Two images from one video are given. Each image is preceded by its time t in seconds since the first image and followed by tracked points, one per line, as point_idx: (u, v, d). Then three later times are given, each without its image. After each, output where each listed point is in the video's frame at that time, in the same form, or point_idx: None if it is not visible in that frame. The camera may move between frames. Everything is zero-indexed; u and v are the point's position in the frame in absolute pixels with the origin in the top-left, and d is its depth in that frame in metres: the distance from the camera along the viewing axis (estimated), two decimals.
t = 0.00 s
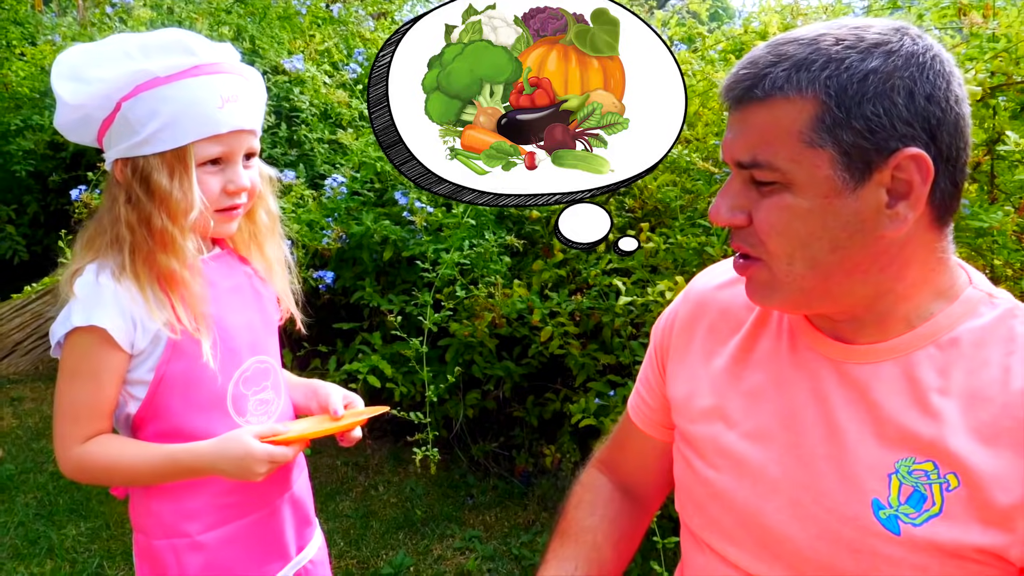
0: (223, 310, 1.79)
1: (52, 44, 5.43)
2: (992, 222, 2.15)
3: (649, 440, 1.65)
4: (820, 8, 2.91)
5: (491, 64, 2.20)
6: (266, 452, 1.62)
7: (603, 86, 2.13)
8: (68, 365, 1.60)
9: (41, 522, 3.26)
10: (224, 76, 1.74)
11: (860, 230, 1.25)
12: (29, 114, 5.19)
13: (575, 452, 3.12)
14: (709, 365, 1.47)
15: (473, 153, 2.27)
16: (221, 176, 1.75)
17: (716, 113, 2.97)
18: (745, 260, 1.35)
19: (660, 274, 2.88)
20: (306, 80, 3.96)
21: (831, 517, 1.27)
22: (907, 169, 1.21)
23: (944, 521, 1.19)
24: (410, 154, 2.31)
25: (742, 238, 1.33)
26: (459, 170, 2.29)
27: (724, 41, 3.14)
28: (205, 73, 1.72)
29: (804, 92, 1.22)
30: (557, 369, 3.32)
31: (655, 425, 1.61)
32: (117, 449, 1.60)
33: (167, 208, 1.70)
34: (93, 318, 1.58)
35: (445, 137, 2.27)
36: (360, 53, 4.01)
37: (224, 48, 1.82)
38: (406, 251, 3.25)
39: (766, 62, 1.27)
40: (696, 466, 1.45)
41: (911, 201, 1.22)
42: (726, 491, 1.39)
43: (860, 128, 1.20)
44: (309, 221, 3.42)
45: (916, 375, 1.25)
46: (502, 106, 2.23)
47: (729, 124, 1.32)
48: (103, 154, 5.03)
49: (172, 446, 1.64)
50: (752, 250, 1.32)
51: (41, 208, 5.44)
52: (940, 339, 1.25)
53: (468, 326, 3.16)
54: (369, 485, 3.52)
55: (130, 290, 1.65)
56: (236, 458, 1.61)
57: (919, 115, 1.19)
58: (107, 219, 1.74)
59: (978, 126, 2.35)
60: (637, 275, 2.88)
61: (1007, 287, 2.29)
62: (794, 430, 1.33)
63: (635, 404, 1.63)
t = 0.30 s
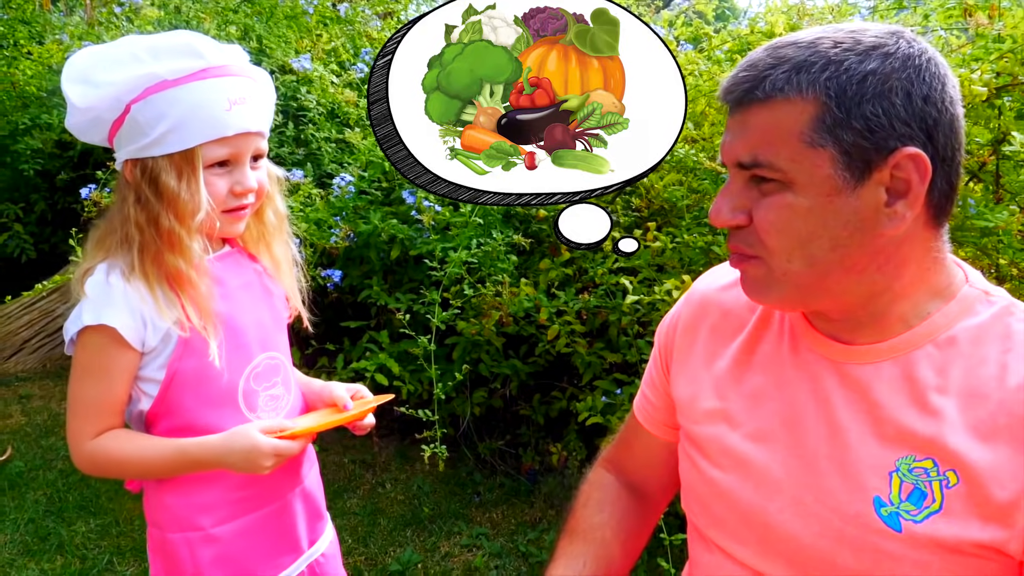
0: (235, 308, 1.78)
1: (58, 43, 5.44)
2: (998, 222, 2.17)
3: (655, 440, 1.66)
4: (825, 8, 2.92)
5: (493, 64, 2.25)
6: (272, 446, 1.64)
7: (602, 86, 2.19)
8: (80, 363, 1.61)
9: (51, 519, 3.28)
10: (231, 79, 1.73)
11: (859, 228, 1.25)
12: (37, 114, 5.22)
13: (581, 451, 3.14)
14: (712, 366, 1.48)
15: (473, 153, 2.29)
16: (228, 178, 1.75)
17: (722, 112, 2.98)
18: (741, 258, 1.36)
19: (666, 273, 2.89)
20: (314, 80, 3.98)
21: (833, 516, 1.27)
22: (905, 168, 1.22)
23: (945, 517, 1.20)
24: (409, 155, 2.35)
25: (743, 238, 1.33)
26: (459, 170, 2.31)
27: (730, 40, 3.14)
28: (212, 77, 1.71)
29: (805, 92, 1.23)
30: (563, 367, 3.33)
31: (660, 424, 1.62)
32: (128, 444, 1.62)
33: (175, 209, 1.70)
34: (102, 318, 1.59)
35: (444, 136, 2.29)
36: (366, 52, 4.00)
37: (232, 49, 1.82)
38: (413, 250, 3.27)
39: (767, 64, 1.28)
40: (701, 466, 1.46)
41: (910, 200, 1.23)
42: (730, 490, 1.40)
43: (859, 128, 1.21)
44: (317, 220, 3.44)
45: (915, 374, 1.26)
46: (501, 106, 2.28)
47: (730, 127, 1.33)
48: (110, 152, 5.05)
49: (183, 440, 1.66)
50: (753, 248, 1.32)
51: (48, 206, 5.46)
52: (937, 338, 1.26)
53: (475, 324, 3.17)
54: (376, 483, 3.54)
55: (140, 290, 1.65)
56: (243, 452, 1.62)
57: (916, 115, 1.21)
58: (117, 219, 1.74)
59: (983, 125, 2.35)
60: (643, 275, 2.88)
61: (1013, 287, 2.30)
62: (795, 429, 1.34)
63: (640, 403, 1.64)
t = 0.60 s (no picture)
0: (251, 304, 1.81)
1: (58, 43, 5.44)
2: (992, 223, 2.21)
3: (664, 418, 1.66)
4: (824, 14, 2.96)
5: (493, 65, 2.22)
6: (281, 440, 1.66)
7: (602, 87, 2.18)
8: (95, 358, 1.63)
9: (54, 519, 3.28)
10: (244, 80, 1.75)
11: (862, 223, 1.27)
12: (37, 113, 5.21)
13: (583, 450, 3.18)
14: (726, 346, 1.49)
15: (473, 153, 2.29)
16: (240, 177, 1.76)
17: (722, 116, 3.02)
18: (747, 267, 1.35)
19: (667, 274, 2.92)
20: (317, 81, 4.01)
21: (841, 495, 1.29)
22: (900, 162, 1.24)
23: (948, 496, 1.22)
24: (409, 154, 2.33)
25: (750, 245, 1.33)
26: (459, 170, 2.31)
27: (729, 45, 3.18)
28: (226, 78, 1.73)
29: (799, 98, 1.25)
30: (564, 367, 3.36)
31: (670, 403, 1.62)
32: (142, 437, 1.64)
33: (188, 209, 1.72)
34: (116, 313, 1.61)
35: (444, 136, 2.28)
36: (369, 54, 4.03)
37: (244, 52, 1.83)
38: (416, 251, 3.30)
39: (758, 77, 1.30)
40: (708, 451, 1.47)
41: (907, 192, 1.26)
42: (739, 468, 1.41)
43: (856, 126, 1.23)
44: (320, 221, 3.46)
45: (918, 356, 1.29)
46: (501, 106, 2.26)
47: (726, 141, 1.34)
48: (110, 152, 5.04)
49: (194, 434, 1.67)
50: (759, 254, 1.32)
51: (47, 206, 5.45)
52: (935, 319, 1.30)
53: (477, 325, 3.20)
54: (379, 482, 3.56)
55: (154, 288, 1.67)
56: (254, 445, 1.65)
57: (904, 113, 1.24)
58: (132, 217, 1.76)
59: (977, 130, 2.37)
60: (645, 275, 2.92)
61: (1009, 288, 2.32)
62: (805, 412, 1.36)
63: (651, 380, 1.64)
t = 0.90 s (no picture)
0: (249, 298, 1.84)
1: (17, 41, 5.34)
2: (946, 222, 2.28)
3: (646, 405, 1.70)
4: (787, 22, 3.08)
5: (493, 65, 2.31)
6: (276, 431, 1.69)
7: (592, 87, 2.26)
8: (97, 346, 1.67)
9: (26, 523, 3.23)
10: (246, 82, 1.79)
11: (810, 213, 1.32)
12: None
13: (556, 444, 3.26)
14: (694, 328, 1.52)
15: (473, 153, 2.35)
16: (241, 175, 1.80)
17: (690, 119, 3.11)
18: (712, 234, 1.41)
19: (638, 271, 3.02)
20: (290, 83, 3.97)
21: (807, 463, 1.32)
22: (851, 162, 1.30)
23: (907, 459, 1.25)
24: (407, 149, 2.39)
25: (712, 216, 1.39)
26: (460, 170, 2.37)
27: (695, 51, 3.29)
28: (229, 80, 1.76)
29: (771, 89, 1.30)
30: (538, 364, 3.44)
31: (644, 385, 1.65)
32: (140, 423, 1.67)
33: (190, 204, 1.75)
34: (121, 304, 1.65)
35: (444, 136, 2.36)
36: (342, 57, 4.08)
37: (247, 54, 1.86)
38: (391, 251, 3.35)
39: (745, 65, 1.36)
40: (679, 429, 1.48)
41: (853, 189, 1.31)
42: (709, 445, 1.43)
43: (815, 123, 1.28)
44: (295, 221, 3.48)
45: (874, 329, 1.32)
46: (501, 106, 2.34)
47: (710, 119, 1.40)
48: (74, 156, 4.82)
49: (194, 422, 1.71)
50: (720, 225, 1.37)
51: (6, 208, 5.34)
52: (887, 296, 1.33)
53: (453, 322, 3.24)
54: (355, 480, 3.59)
55: (156, 280, 1.71)
56: (250, 434, 1.68)
57: (864, 118, 1.29)
58: (134, 210, 1.79)
59: (932, 133, 2.45)
60: (617, 272, 3.01)
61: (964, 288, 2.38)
62: (769, 387, 1.39)
63: (634, 372, 1.65)
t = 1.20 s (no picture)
0: (242, 300, 1.89)
1: None
2: (887, 220, 2.45)
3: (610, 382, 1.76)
4: (733, 33, 3.24)
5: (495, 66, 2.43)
6: (270, 432, 1.75)
7: (602, 85, 1.60)
8: (96, 349, 1.73)
9: None
10: (243, 99, 1.84)
11: (786, 205, 1.43)
12: None
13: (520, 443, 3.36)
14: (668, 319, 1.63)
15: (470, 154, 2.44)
16: (235, 187, 1.86)
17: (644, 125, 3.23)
18: (690, 237, 1.48)
19: (598, 271, 3.14)
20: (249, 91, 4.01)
21: (773, 437, 1.44)
22: (820, 156, 1.42)
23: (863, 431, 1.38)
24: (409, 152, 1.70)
25: (690, 220, 1.47)
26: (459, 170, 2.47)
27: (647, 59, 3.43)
28: (226, 97, 1.82)
29: (742, 95, 1.41)
30: (501, 366, 3.52)
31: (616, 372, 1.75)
32: (138, 423, 1.73)
33: (188, 215, 1.82)
34: (122, 309, 1.71)
35: (444, 138, 1.68)
36: (299, 67, 4.14)
37: (240, 70, 1.92)
38: (355, 257, 3.42)
39: (708, 77, 1.45)
40: (655, 412, 1.60)
41: (824, 179, 1.43)
42: (684, 425, 1.54)
43: (786, 123, 1.40)
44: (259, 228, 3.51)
45: (830, 314, 1.46)
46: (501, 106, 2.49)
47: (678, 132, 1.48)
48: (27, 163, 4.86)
49: (191, 421, 1.77)
50: (705, 225, 1.45)
51: None
52: (842, 284, 1.47)
53: (418, 326, 3.32)
54: (323, 483, 3.62)
55: (156, 285, 1.77)
56: (245, 433, 1.74)
57: (824, 117, 1.43)
58: (133, 220, 1.86)
59: (872, 137, 2.65)
60: (578, 273, 3.13)
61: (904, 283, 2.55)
62: (737, 369, 1.51)
63: (600, 353, 1.75)
